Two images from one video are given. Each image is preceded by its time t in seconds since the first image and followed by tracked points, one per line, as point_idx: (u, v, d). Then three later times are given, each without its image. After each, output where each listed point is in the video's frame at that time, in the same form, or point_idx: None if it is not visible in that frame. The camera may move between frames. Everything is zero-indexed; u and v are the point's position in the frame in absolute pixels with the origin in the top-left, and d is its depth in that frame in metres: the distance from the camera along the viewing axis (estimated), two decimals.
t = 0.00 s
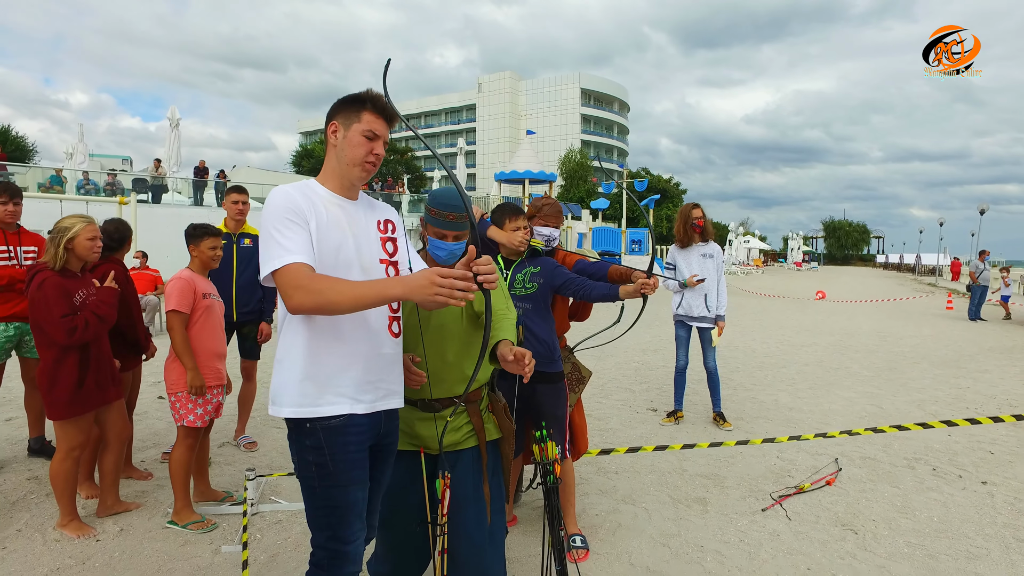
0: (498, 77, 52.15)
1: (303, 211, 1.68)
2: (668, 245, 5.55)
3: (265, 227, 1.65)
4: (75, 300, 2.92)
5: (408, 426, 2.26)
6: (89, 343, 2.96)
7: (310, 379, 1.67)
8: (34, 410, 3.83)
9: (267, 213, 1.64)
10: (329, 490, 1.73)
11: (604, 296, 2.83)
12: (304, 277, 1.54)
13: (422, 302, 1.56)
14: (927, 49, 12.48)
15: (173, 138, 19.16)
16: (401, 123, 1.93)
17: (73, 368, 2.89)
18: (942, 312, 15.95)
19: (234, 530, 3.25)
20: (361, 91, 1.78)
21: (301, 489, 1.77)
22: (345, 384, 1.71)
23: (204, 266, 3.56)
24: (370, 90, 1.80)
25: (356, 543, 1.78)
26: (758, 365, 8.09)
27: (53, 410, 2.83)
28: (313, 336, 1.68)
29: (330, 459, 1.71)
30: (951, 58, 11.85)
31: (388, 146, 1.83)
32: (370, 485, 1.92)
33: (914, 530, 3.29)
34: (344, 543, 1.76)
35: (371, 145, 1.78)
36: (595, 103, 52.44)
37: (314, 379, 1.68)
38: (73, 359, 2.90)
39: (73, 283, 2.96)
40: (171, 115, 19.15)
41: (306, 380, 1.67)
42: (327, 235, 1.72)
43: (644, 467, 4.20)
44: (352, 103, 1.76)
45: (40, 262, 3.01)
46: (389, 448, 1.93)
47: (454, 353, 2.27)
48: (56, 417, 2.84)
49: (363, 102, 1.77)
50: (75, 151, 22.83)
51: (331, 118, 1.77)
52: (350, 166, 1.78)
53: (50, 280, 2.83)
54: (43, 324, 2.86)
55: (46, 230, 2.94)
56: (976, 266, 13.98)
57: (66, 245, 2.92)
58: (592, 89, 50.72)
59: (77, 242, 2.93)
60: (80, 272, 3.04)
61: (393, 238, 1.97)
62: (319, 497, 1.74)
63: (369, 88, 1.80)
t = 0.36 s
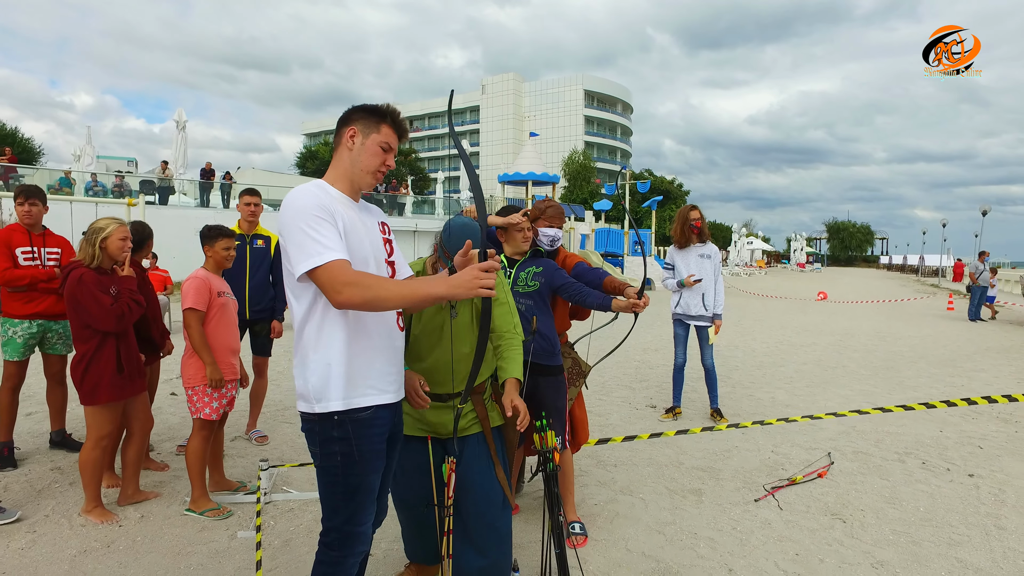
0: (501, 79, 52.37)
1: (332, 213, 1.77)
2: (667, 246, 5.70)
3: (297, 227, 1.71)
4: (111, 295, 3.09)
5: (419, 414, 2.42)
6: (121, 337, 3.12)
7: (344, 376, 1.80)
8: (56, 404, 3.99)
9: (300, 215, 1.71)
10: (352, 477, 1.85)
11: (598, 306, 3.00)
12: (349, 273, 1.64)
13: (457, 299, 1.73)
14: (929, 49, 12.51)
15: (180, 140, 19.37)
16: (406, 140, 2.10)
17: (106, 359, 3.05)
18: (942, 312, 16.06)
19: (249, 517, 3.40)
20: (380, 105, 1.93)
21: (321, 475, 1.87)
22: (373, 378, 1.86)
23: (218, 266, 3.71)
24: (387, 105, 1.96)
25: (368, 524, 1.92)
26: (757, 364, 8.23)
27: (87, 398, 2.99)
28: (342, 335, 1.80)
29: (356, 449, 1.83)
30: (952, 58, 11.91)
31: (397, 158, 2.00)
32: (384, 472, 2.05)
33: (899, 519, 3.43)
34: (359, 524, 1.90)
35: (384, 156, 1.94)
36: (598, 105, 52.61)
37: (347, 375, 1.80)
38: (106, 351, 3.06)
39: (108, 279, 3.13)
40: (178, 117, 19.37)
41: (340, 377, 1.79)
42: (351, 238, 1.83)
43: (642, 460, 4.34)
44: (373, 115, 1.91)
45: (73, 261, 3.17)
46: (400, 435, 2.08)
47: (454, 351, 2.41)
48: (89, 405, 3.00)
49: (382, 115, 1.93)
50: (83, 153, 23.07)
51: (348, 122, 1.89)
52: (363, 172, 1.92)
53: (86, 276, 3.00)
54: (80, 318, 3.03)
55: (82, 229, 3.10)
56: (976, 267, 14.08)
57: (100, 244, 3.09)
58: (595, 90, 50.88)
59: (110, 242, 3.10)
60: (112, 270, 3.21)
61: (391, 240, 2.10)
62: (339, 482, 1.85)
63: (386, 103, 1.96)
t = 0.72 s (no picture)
0: (504, 80, 52.55)
1: (339, 217, 1.88)
2: (664, 246, 5.82)
3: (309, 231, 1.81)
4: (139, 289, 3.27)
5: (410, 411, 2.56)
6: (146, 329, 3.29)
7: (352, 373, 1.89)
8: (71, 398, 4.14)
9: (313, 219, 1.82)
10: (355, 466, 1.95)
11: (595, 297, 3.09)
12: (361, 279, 1.75)
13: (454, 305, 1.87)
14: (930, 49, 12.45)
15: (185, 142, 19.55)
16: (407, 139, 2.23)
17: (133, 349, 3.20)
18: (942, 312, 16.15)
19: (258, 506, 3.54)
20: (382, 109, 2.05)
21: (324, 463, 1.95)
22: (376, 375, 1.98)
23: (230, 265, 3.85)
24: (388, 109, 2.08)
25: (367, 508, 2.03)
26: (754, 363, 8.35)
27: (114, 385, 3.12)
28: (349, 334, 1.89)
29: (361, 439, 1.93)
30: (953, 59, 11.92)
31: (398, 160, 2.15)
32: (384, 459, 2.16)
33: (885, 509, 3.55)
34: (360, 508, 2.00)
35: (388, 160, 2.09)
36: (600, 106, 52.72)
37: (355, 372, 1.90)
38: (134, 342, 3.21)
39: (135, 274, 3.31)
40: (184, 119, 19.56)
41: (348, 374, 1.88)
42: (355, 241, 1.96)
43: (638, 454, 4.47)
44: (376, 119, 2.03)
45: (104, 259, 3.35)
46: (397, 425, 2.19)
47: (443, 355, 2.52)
48: (115, 392, 3.12)
49: (385, 120, 2.05)
50: (89, 154, 23.30)
51: (354, 127, 2.02)
52: (369, 176, 2.06)
53: (117, 269, 3.18)
54: (110, 309, 3.19)
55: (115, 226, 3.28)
56: (975, 267, 14.18)
57: (130, 241, 3.27)
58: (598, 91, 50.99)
59: (139, 239, 3.28)
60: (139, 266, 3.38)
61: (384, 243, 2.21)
62: (343, 470, 1.95)
63: (388, 107, 2.08)
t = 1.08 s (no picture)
0: (506, 81, 52.70)
1: (333, 218, 2.01)
2: (660, 246, 5.95)
3: (304, 232, 1.96)
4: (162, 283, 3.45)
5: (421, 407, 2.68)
6: (165, 322, 3.45)
7: (345, 362, 2.01)
8: (86, 393, 4.29)
9: (309, 220, 1.97)
10: (353, 451, 2.06)
11: (592, 297, 3.22)
12: (350, 274, 1.90)
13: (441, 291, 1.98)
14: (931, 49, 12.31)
15: (189, 143, 19.71)
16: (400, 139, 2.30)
17: (152, 341, 3.36)
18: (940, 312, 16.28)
19: (267, 495, 3.69)
20: (373, 112, 2.12)
21: (326, 449, 2.07)
22: (371, 365, 2.08)
23: (242, 264, 4.02)
24: (378, 111, 2.14)
25: (369, 491, 2.14)
26: (751, 361, 8.49)
27: (133, 374, 3.27)
28: (341, 326, 2.02)
29: (357, 426, 2.04)
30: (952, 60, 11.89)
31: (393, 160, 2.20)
32: (386, 444, 2.25)
33: (870, 500, 3.69)
34: (361, 491, 2.11)
35: (382, 160, 2.15)
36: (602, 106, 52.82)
37: (349, 361, 2.02)
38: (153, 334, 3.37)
39: (161, 270, 3.49)
40: (188, 120, 19.68)
41: (341, 363, 2.01)
42: (353, 240, 2.08)
43: (634, 448, 4.61)
44: (367, 123, 2.10)
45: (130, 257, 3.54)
46: (400, 412, 2.26)
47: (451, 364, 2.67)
48: (133, 381, 3.27)
49: (374, 122, 2.11)
50: (93, 155, 23.47)
51: (347, 134, 2.10)
52: (365, 177, 2.13)
53: (144, 264, 3.34)
54: (134, 302, 3.36)
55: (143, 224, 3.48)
56: (972, 267, 14.31)
57: (158, 241, 3.47)
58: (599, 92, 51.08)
59: (165, 238, 3.48)
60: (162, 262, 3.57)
61: (388, 242, 2.34)
62: (342, 455, 2.06)
63: (377, 109, 2.14)
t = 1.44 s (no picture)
0: (507, 81, 52.83)
1: (344, 211, 2.15)
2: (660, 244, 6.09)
3: (316, 226, 2.10)
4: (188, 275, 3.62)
5: (426, 390, 2.80)
6: (186, 312, 3.62)
7: (356, 344, 2.16)
8: (103, 386, 4.43)
9: (322, 213, 2.11)
10: (366, 427, 2.20)
11: (594, 303, 3.30)
12: (350, 265, 2.05)
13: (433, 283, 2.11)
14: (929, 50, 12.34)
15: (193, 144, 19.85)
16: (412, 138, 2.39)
17: (174, 329, 3.53)
18: (937, 310, 16.43)
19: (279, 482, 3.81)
20: (383, 115, 2.24)
21: (342, 425, 2.22)
22: (382, 347, 2.21)
23: (254, 259, 4.15)
24: (389, 114, 2.25)
25: (382, 468, 2.27)
26: (749, 357, 8.63)
27: (155, 359, 3.44)
28: (352, 311, 2.16)
29: (369, 404, 2.18)
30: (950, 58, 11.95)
31: (406, 157, 2.29)
32: (399, 426, 2.37)
33: (860, 486, 3.83)
34: (375, 467, 2.24)
35: (393, 158, 2.24)
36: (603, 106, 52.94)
37: (358, 343, 2.16)
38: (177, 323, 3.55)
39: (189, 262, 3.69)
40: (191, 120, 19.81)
41: (352, 345, 2.15)
42: (364, 232, 2.21)
43: (633, 439, 4.75)
44: (378, 125, 2.21)
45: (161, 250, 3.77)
46: (413, 397, 2.38)
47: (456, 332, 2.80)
48: (156, 365, 3.44)
49: (385, 123, 2.23)
50: (97, 155, 23.60)
51: (362, 137, 2.23)
52: (378, 174, 2.25)
53: (177, 256, 3.56)
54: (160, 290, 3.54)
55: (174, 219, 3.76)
56: (970, 266, 14.46)
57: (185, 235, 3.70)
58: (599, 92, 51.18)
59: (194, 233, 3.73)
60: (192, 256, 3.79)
61: (409, 237, 2.47)
62: (357, 431, 2.20)
63: (388, 112, 2.25)
